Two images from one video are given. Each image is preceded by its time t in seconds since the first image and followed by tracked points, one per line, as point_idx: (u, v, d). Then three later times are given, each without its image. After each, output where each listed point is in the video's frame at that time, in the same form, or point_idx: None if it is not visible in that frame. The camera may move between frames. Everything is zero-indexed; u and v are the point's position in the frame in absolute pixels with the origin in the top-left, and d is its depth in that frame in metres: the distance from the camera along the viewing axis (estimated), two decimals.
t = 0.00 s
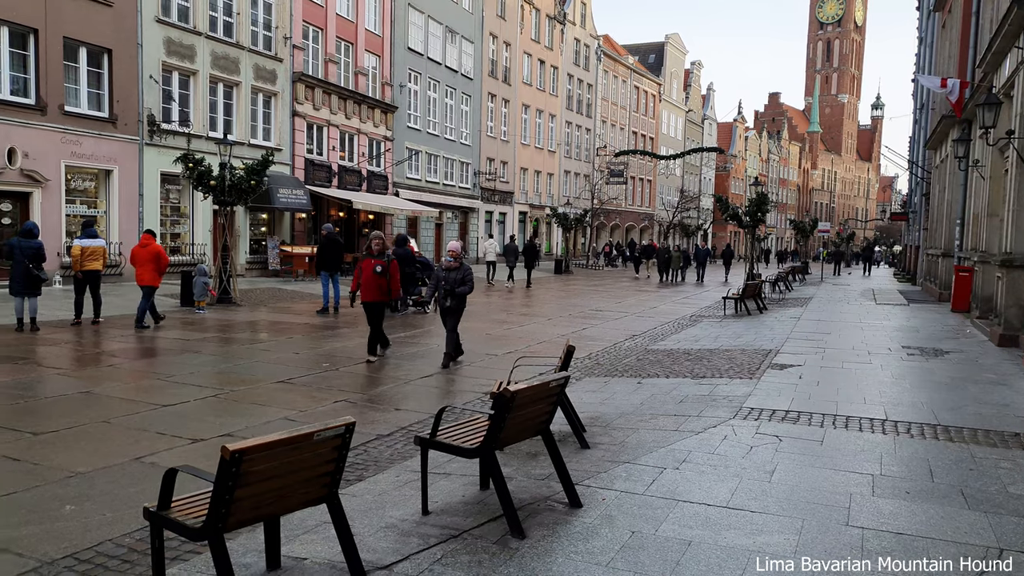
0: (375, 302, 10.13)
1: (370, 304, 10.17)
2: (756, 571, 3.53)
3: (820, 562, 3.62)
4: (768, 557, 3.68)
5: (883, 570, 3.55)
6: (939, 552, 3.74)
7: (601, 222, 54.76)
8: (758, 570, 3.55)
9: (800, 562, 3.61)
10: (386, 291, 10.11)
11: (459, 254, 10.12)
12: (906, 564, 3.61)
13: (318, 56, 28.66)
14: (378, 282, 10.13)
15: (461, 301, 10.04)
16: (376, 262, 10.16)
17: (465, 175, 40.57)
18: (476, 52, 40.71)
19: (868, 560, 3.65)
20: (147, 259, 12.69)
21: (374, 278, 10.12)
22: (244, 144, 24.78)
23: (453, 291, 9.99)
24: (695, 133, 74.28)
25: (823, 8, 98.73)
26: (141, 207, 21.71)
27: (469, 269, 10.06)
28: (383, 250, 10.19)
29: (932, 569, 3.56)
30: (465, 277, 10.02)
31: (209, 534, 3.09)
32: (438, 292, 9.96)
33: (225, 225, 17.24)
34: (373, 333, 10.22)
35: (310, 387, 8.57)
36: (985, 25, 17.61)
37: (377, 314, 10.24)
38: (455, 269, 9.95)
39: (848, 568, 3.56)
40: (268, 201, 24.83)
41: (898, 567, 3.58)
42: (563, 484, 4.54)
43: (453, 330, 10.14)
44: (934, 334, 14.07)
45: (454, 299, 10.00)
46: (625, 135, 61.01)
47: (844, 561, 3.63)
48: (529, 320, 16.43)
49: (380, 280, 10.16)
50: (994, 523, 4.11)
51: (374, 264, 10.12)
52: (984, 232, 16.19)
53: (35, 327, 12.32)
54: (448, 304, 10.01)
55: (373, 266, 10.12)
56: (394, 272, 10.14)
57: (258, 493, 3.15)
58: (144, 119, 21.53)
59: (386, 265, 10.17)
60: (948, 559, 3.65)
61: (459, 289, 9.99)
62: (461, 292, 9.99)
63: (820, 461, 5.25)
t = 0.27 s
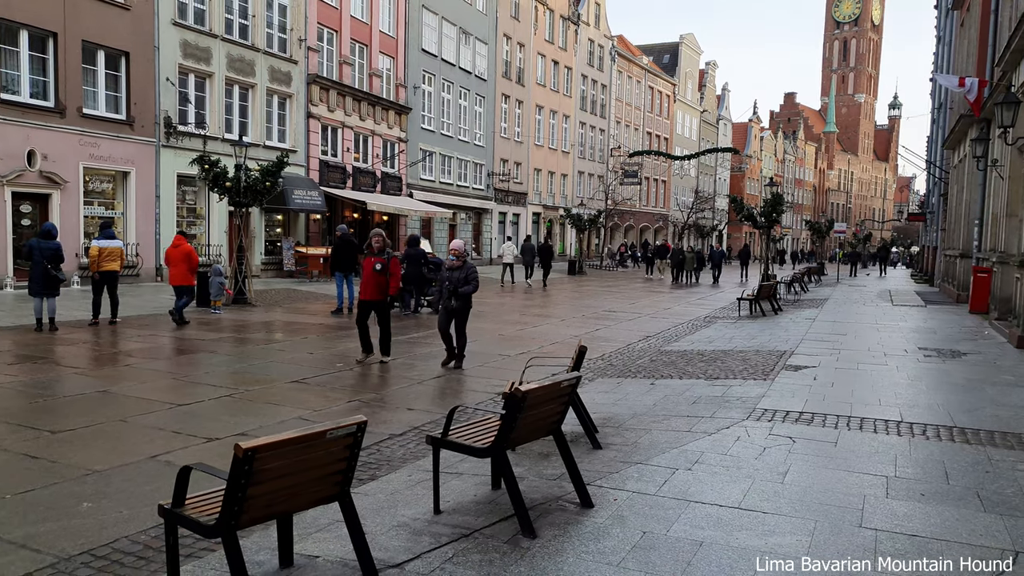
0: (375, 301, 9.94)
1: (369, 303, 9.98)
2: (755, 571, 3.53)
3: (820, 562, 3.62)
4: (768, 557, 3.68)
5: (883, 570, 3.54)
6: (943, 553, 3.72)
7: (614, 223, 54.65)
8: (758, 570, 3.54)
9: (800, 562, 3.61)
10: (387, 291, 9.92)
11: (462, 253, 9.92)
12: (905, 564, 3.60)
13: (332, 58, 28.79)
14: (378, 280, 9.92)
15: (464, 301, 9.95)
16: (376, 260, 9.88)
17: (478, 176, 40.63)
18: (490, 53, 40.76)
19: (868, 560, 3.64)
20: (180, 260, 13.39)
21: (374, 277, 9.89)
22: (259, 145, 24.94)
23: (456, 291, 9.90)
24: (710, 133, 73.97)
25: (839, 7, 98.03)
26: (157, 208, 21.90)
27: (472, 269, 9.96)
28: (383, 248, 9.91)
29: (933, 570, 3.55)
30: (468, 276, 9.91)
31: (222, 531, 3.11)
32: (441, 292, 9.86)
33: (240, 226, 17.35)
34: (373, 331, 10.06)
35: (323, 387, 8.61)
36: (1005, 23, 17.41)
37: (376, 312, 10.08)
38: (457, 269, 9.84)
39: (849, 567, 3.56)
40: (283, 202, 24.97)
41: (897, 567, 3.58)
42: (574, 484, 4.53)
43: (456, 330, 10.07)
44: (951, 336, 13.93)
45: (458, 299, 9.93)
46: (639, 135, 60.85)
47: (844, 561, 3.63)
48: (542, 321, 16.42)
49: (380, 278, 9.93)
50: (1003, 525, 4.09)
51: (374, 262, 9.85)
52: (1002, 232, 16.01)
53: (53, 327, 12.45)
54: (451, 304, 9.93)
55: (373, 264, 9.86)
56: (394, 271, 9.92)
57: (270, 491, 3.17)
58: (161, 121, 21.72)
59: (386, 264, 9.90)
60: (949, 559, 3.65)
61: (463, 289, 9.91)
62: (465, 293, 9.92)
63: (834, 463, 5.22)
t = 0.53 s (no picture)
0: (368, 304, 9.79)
1: (362, 307, 9.84)
2: (755, 571, 3.53)
3: (821, 562, 3.61)
4: (768, 556, 3.67)
5: (883, 570, 3.53)
6: (946, 553, 3.71)
7: (625, 224, 54.56)
8: (758, 570, 3.54)
9: (801, 562, 3.61)
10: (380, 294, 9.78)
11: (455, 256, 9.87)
12: (906, 564, 3.59)
13: (343, 60, 28.89)
14: (370, 283, 9.80)
15: (460, 305, 9.72)
16: (368, 263, 9.84)
17: (489, 177, 40.68)
18: (501, 54, 40.79)
19: (869, 560, 3.63)
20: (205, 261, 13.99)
21: (366, 280, 9.78)
22: (270, 146, 25.06)
23: (452, 295, 9.66)
24: (722, 134, 73.73)
25: (853, 6, 97.47)
26: (170, 209, 22.03)
27: (468, 272, 9.78)
28: (374, 250, 9.84)
29: (933, 569, 3.54)
30: (463, 280, 9.72)
31: (229, 530, 3.13)
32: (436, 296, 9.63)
33: (252, 227, 17.45)
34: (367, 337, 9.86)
35: (333, 387, 8.64)
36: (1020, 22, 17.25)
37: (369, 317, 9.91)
38: (451, 272, 9.69)
39: (849, 567, 3.55)
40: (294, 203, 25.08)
41: (898, 567, 3.57)
42: (581, 485, 4.52)
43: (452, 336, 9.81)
44: (966, 337, 13.82)
45: (454, 304, 9.68)
46: (651, 136, 60.72)
47: (845, 561, 3.62)
48: (552, 322, 16.41)
49: (373, 281, 9.83)
50: (1010, 527, 4.05)
51: (365, 266, 9.78)
52: (1017, 233, 15.86)
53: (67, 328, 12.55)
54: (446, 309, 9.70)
55: (364, 267, 9.79)
56: (387, 273, 9.82)
57: (276, 490, 3.19)
58: (174, 123, 21.85)
59: (378, 266, 9.86)
60: (952, 560, 3.63)
61: (459, 293, 9.67)
62: (460, 296, 9.67)
63: (842, 464, 5.18)
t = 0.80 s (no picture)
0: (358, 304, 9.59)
1: (354, 306, 9.66)
2: (755, 570, 3.53)
3: (821, 562, 3.62)
4: (769, 557, 3.67)
5: (883, 570, 3.53)
6: (947, 554, 3.70)
7: (632, 225, 54.52)
8: (758, 569, 3.54)
9: (800, 562, 3.61)
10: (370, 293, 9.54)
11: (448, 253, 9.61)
12: (906, 564, 3.59)
13: (350, 61, 28.96)
14: (360, 282, 9.58)
15: (452, 303, 9.45)
16: (358, 261, 9.64)
17: (496, 178, 40.70)
18: (508, 55, 40.81)
19: (869, 560, 3.64)
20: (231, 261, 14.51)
21: (355, 278, 9.57)
22: (277, 147, 25.14)
23: (442, 293, 9.43)
24: (729, 135, 73.61)
25: (861, 7, 97.19)
26: (177, 210, 22.12)
27: (460, 269, 9.50)
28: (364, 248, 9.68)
29: (933, 569, 3.54)
30: (454, 277, 9.45)
31: (235, 529, 3.14)
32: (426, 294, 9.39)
33: (259, 228, 17.51)
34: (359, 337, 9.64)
35: (339, 387, 8.66)
36: None
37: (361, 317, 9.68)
38: (442, 269, 9.45)
39: (849, 567, 3.56)
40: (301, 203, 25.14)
41: (898, 567, 3.57)
42: (586, 486, 4.52)
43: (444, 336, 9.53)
44: (974, 339, 13.77)
45: (444, 302, 9.44)
46: (658, 137, 60.65)
47: (845, 561, 3.62)
48: (559, 323, 16.40)
49: (362, 280, 9.60)
50: (1013, 528, 4.05)
51: (355, 264, 9.61)
52: None
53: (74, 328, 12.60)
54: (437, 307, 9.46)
55: (354, 266, 9.60)
56: (377, 271, 9.56)
57: (281, 490, 3.20)
58: (181, 123, 21.93)
59: (368, 264, 9.63)
60: (953, 561, 3.62)
61: (449, 291, 9.42)
62: (451, 294, 9.41)
63: (849, 465, 5.17)
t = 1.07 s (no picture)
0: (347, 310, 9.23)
1: (341, 313, 9.29)
2: (755, 571, 3.55)
3: (822, 563, 3.63)
4: (769, 557, 3.69)
5: (883, 570, 3.55)
6: (949, 555, 3.71)
7: (636, 226, 54.49)
8: (759, 570, 3.56)
9: (800, 562, 3.63)
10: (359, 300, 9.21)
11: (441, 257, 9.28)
12: (906, 564, 3.61)
13: (355, 61, 29.00)
14: (349, 288, 9.22)
15: (442, 309, 9.15)
16: (347, 266, 9.22)
17: (500, 179, 40.72)
18: (512, 56, 40.82)
19: (869, 560, 3.65)
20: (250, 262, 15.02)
21: (345, 285, 9.20)
22: (282, 148, 25.20)
23: (432, 297, 9.14)
24: (734, 135, 73.52)
25: (866, 7, 96.95)
26: (182, 211, 22.17)
27: (452, 274, 9.18)
28: (355, 253, 9.24)
29: (933, 570, 3.56)
30: (447, 282, 9.14)
31: (242, 530, 3.15)
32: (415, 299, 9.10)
33: (264, 229, 17.56)
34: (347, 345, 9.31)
35: (345, 389, 8.68)
36: None
37: (350, 323, 9.36)
38: (435, 274, 9.14)
39: (849, 568, 3.57)
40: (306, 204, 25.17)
41: (898, 567, 3.59)
42: (592, 487, 4.52)
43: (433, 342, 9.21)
44: (980, 340, 13.72)
45: (434, 307, 9.14)
46: (662, 137, 60.60)
47: (846, 561, 3.64)
48: (563, 324, 16.40)
49: (352, 286, 9.24)
50: (1017, 529, 4.05)
51: (345, 269, 9.19)
52: None
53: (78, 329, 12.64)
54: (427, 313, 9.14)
55: (343, 271, 9.20)
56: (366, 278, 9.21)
57: (289, 491, 3.21)
58: (187, 125, 21.99)
59: (358, 270, 9.23)
60: (953, 561, 3.64)
61: (440, 295, 9.14)
62: (442, 299, 9.13)
63: (856, 467, 5.15)
